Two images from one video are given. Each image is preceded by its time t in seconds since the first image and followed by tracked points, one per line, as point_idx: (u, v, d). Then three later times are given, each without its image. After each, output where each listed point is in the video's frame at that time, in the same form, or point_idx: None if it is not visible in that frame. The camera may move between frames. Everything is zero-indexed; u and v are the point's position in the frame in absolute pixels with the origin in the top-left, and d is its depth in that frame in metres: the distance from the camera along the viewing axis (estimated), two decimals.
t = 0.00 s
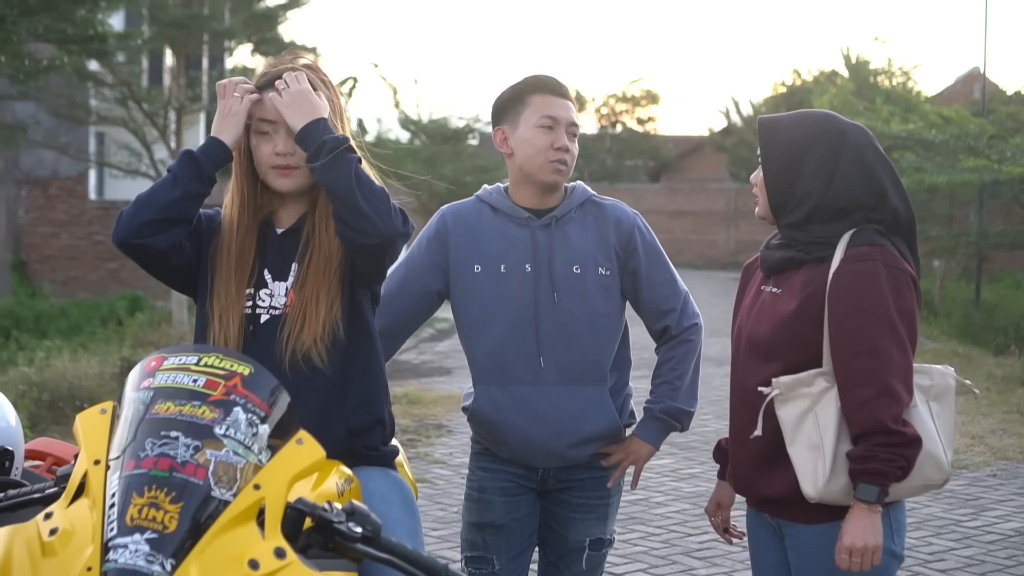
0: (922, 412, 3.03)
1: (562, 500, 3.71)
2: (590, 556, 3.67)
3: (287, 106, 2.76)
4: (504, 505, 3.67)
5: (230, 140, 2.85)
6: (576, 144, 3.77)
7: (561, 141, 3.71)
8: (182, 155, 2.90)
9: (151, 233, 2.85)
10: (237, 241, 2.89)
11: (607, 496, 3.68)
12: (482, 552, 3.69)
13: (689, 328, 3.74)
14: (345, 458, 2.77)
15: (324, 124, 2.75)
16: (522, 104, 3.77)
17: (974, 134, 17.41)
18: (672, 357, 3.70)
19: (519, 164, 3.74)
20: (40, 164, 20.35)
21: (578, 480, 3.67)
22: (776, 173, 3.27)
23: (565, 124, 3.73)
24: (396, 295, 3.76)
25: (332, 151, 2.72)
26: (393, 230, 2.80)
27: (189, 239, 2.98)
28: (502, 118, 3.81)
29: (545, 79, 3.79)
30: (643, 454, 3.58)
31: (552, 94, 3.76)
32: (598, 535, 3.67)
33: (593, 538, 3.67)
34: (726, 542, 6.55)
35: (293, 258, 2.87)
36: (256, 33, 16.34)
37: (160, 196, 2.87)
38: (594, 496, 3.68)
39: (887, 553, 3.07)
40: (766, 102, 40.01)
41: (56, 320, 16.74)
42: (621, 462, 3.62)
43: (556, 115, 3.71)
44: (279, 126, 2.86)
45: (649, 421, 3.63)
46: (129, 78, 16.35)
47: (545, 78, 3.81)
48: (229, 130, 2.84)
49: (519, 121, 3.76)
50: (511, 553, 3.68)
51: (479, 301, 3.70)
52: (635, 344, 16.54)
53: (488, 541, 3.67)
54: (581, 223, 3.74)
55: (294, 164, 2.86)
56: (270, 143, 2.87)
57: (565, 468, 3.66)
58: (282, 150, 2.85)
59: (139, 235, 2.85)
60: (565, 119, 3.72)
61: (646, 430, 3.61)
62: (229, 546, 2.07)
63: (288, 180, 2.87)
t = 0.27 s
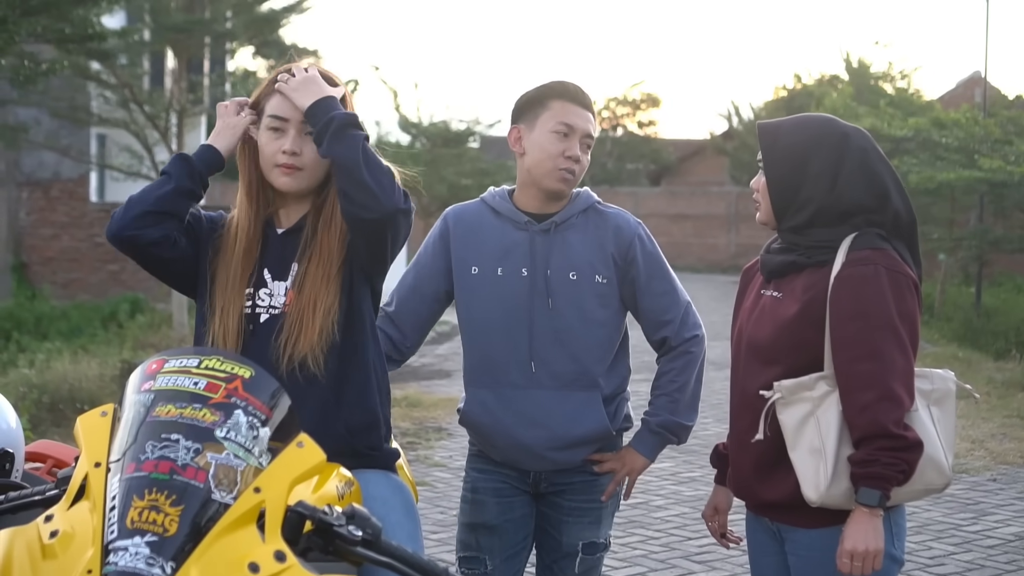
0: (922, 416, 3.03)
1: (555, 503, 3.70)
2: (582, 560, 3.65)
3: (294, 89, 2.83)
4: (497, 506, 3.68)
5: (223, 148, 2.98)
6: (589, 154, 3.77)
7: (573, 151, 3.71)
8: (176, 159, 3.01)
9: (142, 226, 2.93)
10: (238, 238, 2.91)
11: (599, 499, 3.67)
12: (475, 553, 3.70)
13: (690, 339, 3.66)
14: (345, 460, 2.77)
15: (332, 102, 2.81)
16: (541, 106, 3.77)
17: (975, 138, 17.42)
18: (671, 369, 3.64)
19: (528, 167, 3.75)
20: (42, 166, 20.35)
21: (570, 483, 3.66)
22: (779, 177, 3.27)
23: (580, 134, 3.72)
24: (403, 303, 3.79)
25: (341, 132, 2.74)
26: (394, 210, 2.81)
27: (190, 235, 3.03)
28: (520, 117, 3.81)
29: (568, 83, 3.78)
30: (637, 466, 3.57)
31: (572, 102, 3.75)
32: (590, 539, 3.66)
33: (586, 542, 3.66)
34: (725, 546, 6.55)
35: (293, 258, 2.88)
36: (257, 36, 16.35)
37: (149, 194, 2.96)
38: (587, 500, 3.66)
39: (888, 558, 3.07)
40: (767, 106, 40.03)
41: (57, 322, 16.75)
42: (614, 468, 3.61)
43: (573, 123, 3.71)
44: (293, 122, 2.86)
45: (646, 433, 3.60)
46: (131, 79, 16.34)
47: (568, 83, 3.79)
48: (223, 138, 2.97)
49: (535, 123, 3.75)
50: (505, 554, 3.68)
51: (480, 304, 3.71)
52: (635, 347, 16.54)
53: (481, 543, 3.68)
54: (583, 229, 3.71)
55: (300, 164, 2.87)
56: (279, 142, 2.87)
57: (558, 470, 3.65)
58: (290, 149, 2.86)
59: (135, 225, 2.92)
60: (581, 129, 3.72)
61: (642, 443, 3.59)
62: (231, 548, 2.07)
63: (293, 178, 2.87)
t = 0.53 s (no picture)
0: (919, 419, 3.04)
1: (553, 508, 3.70)
2: (580, 565, 3.66)
3: (317, 78, 2.90)
4: (494, 510, 3.68)
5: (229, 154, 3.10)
6: (584, 163, 3.78)
7: (568, 160, 3.71)
8: (173, 152, 3.11)
9: (129, 207, 2.98)
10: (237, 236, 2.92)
11: (597, 504, 3.66)
12: (472, 557, 3.70)
13: (684, 342, 3.66)
14: (342, 462, 2.77)
15: (354, 85, 2.89)
16: (538, 113, 3.77)
17: (971, 142, 17.44)
18: (666, 373, 3.64)
19: (523, 174, 3.76)
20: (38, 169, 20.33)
21: (568, 487, 3.66)
22: (775, 180, 3.27)
23: (576, 143, 3.73)
24: (400, 308, 3.80)
25: (358, 117, 2.82)
26: (405, 188, 2.87)
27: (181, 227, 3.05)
28: (517, 122, 3.82)
29: (567, 90, 3.77)
30: (635, 471, 3.58)
31: (569, 109, 3.75)
32: (588, 544, 3.66)
33: (583, 547, 3.66)
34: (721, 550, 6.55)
35: (290, 257, 2.88)
36: (254, 40, 16.36)
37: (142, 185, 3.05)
38: (584, 505, 3.66)
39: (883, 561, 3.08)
40: (764, 109, 40.07)
41: (54, 325, 16.74)
42: (610, 473, 3.60)
43: (569, 133, 3.72)
44: (297, 128, 2.85)
45: (643, 438, 3.61)
46: (128, 82, 16.24)
47: (567, 89, 3.79)
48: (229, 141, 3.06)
49: (532, 130, 3.76)
50: (501, 558, 3.68)
51: (477, 307, 3.72)
52: (631, 350, 16.55)
53: (478, 547, 3.68)
54: (579, 232, 3.73)
55: (295, 172, 2.84)
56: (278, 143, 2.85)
57: (554, 474, 3.65)
58: (287, 151, 2.84)
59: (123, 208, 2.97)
60: (577, 138, 3.73)
61: (639, 447, 3.60)
62: (226, 552, 2.07)
63: (285, 185, 2.84)
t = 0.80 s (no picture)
0: (909, 424, 3.04)
1: (547, 512, 3.70)
2: (574, 570, 3.66)
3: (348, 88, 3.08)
4: (488, 515, 3.68)
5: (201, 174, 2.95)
6: (579, 169, 3.78)
7: (563, 167, 3.71)
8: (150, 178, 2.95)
9: (96, 246, 2.96)
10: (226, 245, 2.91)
11: (591, 509, 3.66)
12: (466, 562, 3.69)
13: (678, 347, 3.67)
14: (333, 467, 2.77)
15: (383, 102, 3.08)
16: (532, 118, 3.76)
17: (962, 148, 17.51)
18: (661, 377, 3.64)
19: (518, 180, 3.76)
20: (29, 173, 20.27)
21: (561, 493, 3.66)
22: (768, 185, 3.28)
23: (571, 149, 3.73)
24: (392, 312, 3.79)
25: (394, 127, 3.02)
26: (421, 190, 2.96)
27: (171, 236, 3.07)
28: (511, 128, 3.81)
29: (561, 95, 3.77)
30: (630, 474, 3.58)
31: (563, 115, 3.75)
32: (582, 549, 3.65)
33: (577, 552, 3.66)
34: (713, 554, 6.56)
35: (285, 262, 2.88)
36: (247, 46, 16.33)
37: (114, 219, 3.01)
38: (579, 510, 3.66)
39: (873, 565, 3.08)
40: (755, 115, 40.17)
41: (44, 329, 16.69)
42: (606, 477, 3.60)
43: (564, 139, 3.72)
44: (288, 130, 2.89)
45: (637, 441, 3.61)
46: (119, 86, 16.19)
47: (560, 93, 3.78)
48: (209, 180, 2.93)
49: (526, 136, 3.75)
50: (495, 563, 3.68)
51: (470, 312, 3.72)
52: (623, 355, 16.58)
53: (472, 552, 3.68)
54: (572, 236, 3.73)
55: (279, 171, 2.87)
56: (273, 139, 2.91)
57: (548, 479, 3.65)
58: (276, 151, 2.88)
59: (98, 251, 2.95)
60: (571, 144, 3.72)
61: (633, 450, 3.60)
62: (217, 556, 2.06)
63: (269, 184, 2.86)
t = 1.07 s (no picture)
0: (905, 420, 3.04)
1: (545, 509, 3.70)
2: (571, 566, 3.66)
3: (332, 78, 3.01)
4: (486, 511, 3.67)
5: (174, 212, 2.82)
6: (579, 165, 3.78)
7: (563, 164, 3.71)
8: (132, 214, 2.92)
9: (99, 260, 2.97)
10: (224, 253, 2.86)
11: (588, 506, 3.66)
12: (462, 559, 3.69)
13: (678, 344, 3.67)
14: (328, 464, 2.76)
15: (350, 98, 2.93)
16: (532, 115, 3.75)
17: (957, 145, 17.53)
18: (659, 374, 3.64)
19: (518, 178, 3.76)
20: (23, 171, 20.22)
21: (558, 489, 3.66)
22: (766, 181, 3.28)
23: (570, 147, 3.72)
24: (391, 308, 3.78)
25: (403, 151, 3.00)
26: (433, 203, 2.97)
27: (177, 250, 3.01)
28: (511, 124, 3.80)
29: (561, 91, 3.76)
30: (627, 471, 3.58)
31: (563, 112, 3.74)
32: (579, 546, 3.66)
33: (574, 548, 3.66)
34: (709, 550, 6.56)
35: (286, 263, 2.85)
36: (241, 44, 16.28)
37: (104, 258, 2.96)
38: (576, 507, 3.66)
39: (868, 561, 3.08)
40: (750, 112, 40.20)
41: (39, 327, 16.67)
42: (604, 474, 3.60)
43: (564, 137, 3.71)
44: (268, 119, 2.86)
45: (634, 438, 3.61)
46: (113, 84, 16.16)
47: (559, 89, 3.78)
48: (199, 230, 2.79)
49: (527, 133, 3.74)
50: (492, 560, 3.67)
51: (469, 308, 3.72)
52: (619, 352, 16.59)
53: (468, 548, 3.67)
54: (571, 233, 3.73)
55: (264, 160, 2.85)
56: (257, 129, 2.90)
57: (545, 475, 3.64)
58: (258, 138, 2.86)
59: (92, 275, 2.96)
60: (571, 142, 3.71)
61: (630, 447, 3.60)
62: (214, 553, 2.06)
63: (258, 174, 2.85)
